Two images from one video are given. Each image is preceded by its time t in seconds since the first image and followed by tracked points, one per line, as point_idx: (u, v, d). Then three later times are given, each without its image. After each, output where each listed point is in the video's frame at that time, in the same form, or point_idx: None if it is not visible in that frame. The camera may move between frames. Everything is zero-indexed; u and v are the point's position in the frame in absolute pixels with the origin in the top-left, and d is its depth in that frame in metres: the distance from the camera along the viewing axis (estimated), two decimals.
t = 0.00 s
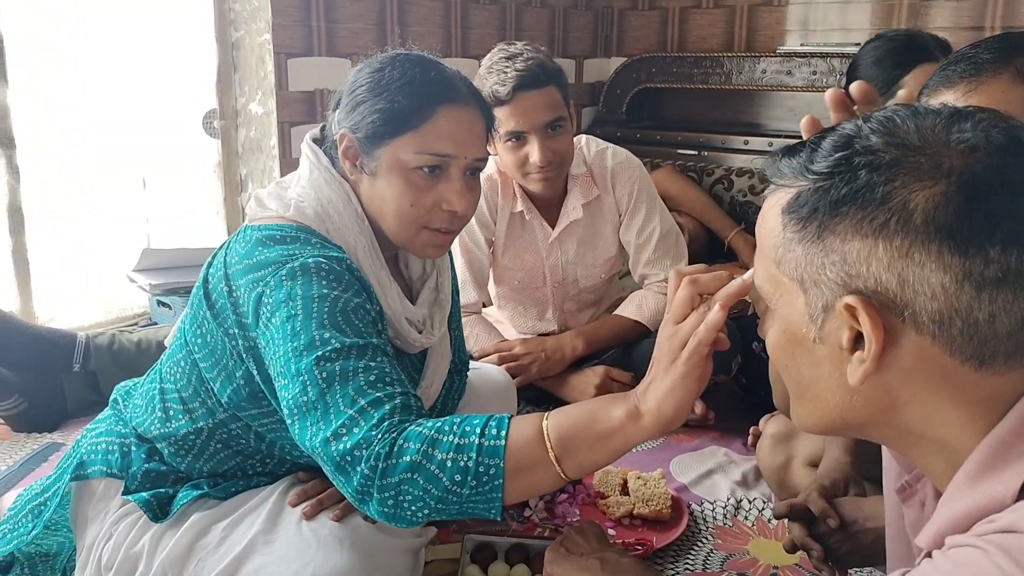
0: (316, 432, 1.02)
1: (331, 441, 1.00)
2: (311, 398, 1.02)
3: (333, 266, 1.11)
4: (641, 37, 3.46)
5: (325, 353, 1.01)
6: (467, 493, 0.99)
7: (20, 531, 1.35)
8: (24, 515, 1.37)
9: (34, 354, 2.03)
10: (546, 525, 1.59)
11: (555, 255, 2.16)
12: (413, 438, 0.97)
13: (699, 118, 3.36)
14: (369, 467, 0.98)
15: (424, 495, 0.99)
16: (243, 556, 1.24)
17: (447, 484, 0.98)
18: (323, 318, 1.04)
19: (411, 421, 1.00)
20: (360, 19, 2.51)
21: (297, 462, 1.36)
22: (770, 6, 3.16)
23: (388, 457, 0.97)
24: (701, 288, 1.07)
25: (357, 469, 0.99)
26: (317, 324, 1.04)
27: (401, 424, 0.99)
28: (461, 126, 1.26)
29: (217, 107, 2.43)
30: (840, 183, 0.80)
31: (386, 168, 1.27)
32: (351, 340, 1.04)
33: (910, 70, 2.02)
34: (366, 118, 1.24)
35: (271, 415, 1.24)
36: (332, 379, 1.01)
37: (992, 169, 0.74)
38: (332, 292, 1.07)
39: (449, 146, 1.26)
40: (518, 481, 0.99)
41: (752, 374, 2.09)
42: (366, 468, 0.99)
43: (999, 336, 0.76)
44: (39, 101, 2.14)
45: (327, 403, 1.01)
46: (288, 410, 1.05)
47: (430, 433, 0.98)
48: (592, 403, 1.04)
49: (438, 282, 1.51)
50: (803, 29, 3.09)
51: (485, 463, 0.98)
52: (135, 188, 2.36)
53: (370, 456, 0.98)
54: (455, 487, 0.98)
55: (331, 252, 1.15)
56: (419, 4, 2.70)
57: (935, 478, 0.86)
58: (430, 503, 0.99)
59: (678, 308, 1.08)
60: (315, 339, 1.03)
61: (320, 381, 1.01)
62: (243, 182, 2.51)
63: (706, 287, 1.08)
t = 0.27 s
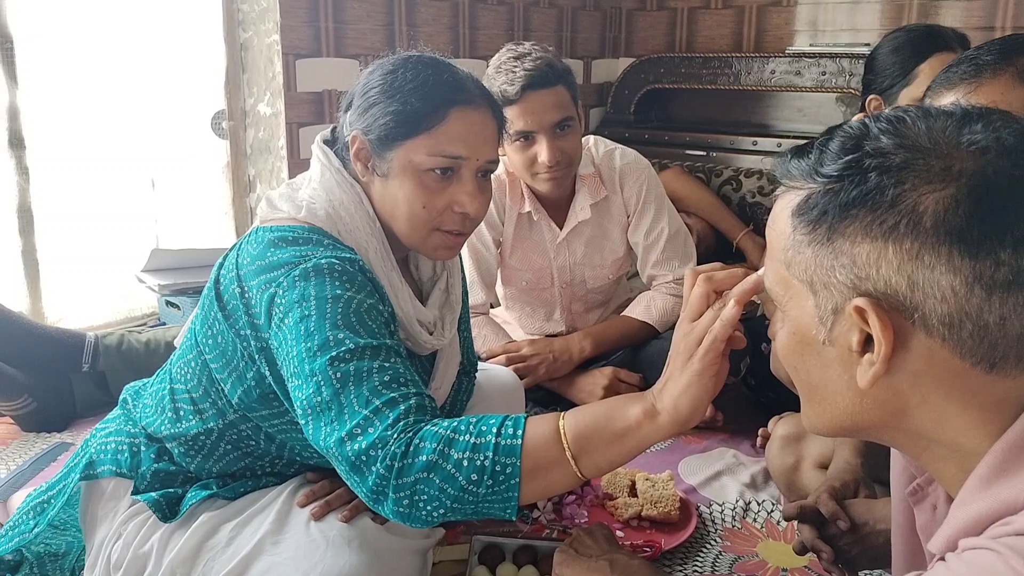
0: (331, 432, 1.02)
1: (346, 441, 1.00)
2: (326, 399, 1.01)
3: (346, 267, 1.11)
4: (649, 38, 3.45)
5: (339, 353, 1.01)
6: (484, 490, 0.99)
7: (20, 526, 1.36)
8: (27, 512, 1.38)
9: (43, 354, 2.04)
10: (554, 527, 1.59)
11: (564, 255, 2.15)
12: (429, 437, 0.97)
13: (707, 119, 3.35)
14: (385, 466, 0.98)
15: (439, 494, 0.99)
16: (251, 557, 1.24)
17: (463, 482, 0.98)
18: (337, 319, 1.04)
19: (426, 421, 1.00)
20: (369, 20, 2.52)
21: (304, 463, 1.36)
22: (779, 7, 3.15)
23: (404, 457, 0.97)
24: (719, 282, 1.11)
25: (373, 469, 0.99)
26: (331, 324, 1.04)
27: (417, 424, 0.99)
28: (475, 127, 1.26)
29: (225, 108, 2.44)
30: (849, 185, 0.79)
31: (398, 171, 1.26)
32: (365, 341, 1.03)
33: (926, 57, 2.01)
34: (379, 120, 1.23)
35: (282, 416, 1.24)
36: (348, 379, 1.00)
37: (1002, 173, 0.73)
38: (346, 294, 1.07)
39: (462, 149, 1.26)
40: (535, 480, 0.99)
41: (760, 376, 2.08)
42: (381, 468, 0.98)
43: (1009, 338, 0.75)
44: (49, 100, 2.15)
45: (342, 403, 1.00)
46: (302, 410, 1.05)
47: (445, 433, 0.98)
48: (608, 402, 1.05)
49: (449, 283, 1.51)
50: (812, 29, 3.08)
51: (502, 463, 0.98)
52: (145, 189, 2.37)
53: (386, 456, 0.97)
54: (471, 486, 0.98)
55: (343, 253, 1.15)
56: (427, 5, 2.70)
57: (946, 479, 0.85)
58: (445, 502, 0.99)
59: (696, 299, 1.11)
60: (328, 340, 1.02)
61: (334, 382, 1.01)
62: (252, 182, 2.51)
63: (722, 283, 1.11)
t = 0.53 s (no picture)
0: (335, 434, 1.01)
1: (350, 443, 1.00)
2: (330, 400, 1.01)
3: (350, 269, 1.11)
4: (652, 38, 3.45)
5: (343, 355, 1.01)
6: (489, 492, 0.98)
7: (25, 529, 1.36)
8: (31, 515, 1.38)
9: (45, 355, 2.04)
10: (557, 529, 1.58)
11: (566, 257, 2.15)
12: (434, 439, 0.97)
13: (710, 119, 3.34)
14: (389, 468, 0.98)
15: (444, 496, 0.98)
16: (253, 559, 1.23)
17: (467, 484, 0.98)
18: (341, 320, 1.04)
19: (430, 423, 1.00)
20: (372, 21, 2.52)
21: (306, 465, 1.35)
22: (783, 7, 3.14)
23: (408, 458, 0.97)
24: (726, 283, 1.10)
25: (377, 470, 0.98)
26: (335, 326, 1.03)
27: (421, 425, 0.99)
28: (479, 129, 1.26)
29: (228, 108, 2.43)
30: (854, 188, 0.79)
31: (402, 174, 1.26)
32: (369, 342, 1.03)
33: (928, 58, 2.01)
34: (383, 123, 1.23)
35: (286, 418, 1.24)
36: (352, 380, 1.00)
37: (1008, 175, 0.73)
38: (350, 295, 1.07)
39: (467, 151, 1.25)
40: (541, 481, 0.99)
41: (763, 377, 2.08)
42: (385, 470, 0.98)
43: (1014, 340, 0.74)
44: (51, 100, 2.14)
45: (346, 405, 1.00)
46: (306, 412, 1.05)
47: (450, 434, 0.97)
48: (613, 405, 1.04)
49: (452, 286, 1.51)
50: (815, 29, 3.07)
51: (506, 464, 0.98)
52: (147, 189, 2.37)
53: (390, 457, 0.97)
54: (476, 488, 0.98)
55: (347, 255, 1.14)
56: (430, 5, 2.70)
57: (951, 482, 0.85)
58: (449, 503, 0.99)
59: (702, 301, 1.10)
60: (332, 341, 1.02)
61: (338, 383, 1.00)
62: (254, 183, 2.51)
63: (729, 284, 1.10)
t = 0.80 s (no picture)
0: (336, 435, 1.01)
1: (352, 445, 0.99)
2: (331, 402, 1.01)
3: (350, 270, 1.11)
4: (652, 39, 3.45)
5: (344, 356, 1.01)
6: (492, 494, 0.98)
7: (26, 532, 1.35)
8: (30, 518, 1.37)
9: (44, 356, 2.03)
10: (556, 531, 1.58)
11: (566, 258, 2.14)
12: (437, 439, 0.97)
13: (709, 120, 3.34)
14: (391, 469, 0.97)
15: (447, 498, 0.98)
16: (251, 563, 1.23)
17: (471, 485, 0.97)
18: (342, 322, 1.03)
19: (432, 424, 1.00)
20: (371, 22, 2.52)
21: (305, 468, 1.35)
22: (782, 8, 3.14)
23: (411, 459, 0.96)
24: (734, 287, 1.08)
25: (379, 472, 0.98)
26: (336, 328, 1.03)
27: (424, 426, 0.98)
28: (479, 131, 1.26)
29: (227, 109, 2.43)
30: (852, 190, 0.79)
31: (401, 176, 1.26)
32: (369, 344, 1.03)
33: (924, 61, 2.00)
34: (383, 125, 1.23)
35: (285, 420, 1.23)
36: (354, 382, 1.00)
37: (1005, 175, 0.72)
38: (350, 297, 1.06)
39: (467, 153, 1.25)
40: (545, 481, 0.99)
41: (763, 379, 2.08)
42: (388, 471, 0.98)
43: (1012, 341, 0.74)
44: (48, 101, 2.14)
45: (347, 407, 1.00)
46: (307, 414, 1.04)
47: (454, 435, 0.97)
48: (618, 406, 1.04)
49: (451, 288, 1.51)
50: (815, 30, 3.07)
51: (510, 465, 0.97)
52: (146, 191, 2.37)
53: (393, 459, 0.97)
54: (479, 489, 0.97)
55: (347, 257, 1.14)
56: (429, 6, 2.69)
57: (950, 484, 0.85)
58: (452, 505, 0.98)
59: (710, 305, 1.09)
60: (333, 343, 1.02)
61: (339, 385, 1.00)
62: (253, 184, 2.51)
63: (738, 286, 1.08)
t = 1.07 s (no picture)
0: (338, 434, 1.01)
1: (354, 442, 0.99)
2: (333, 401, 1.01)
3: (351, 271, 1.11)
4: (652, 42, 3.45)
5: (346, 355, 1.01)
6: (497, 487, 0.97)
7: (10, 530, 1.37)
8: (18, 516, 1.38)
9: (44, 359, 2.03)
10: (555, 534, 1.57)
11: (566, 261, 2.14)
12: (439, 435, 0.97)
13: (709, 123, 3.34)
14: (395, 466, 0.97)
15: (450, 494, 0.97)
16: (250, 566, 1.23)
17: (474, 480, 0.97)
18: (343, 321, 1.03)
19: (435, 421, 0.99)
20: (371, 25, 2.52)
21: (305, 470, 1.35)
22: (782, 11, 3.14)
23: (414, 455, 0.96)
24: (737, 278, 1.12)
25: (382, 469, 0.98)
26: (337, 327, 1.03)
27: (426, 423, 0.98)
28: (480, 134, 1.26)
29: (227, 112, 2.43)
30: (854, 193, 0.79)
31: (402, 178, 1.26)
32: (371, 342, 1.03)
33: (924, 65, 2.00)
34: (384, 127, 1.23)
35: (285, 422, 1.23)
36: (356, 379, 1.00)
37: (1009, 179, 0.72)
38: (351, 296, 1.07)
39: (468, 156, 1.25)
40: (548, 476, 0.98)
41: (763, 383, 2.08)
42: (391, 468, 0.97)
43: (1015, 346, 0.74)
44: (48, 102, 2.14)
45: (349, 405, 1.00)
46: (308, 413, 1.04)
47: (456, 430, 0.97)
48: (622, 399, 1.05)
49: (451, 291, 1.51)
50: (815, 33, 3.07)
51: (514, 459, 0.97)
52: (146, 193, 2.37)
53: (396, 455, 0.97)
54: (483, 484, 0.97)
55: (347, 257, 1.14)
56: (430, 9, 2.70)
57: (951, 489, 0.85)
58: (456, 501, 0.98)
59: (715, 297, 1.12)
60: (334, 342, 1.02)
61: (341, 383, 1.00)
62: (253, 187, 2.50)
63: (740, 276, 1.12)
